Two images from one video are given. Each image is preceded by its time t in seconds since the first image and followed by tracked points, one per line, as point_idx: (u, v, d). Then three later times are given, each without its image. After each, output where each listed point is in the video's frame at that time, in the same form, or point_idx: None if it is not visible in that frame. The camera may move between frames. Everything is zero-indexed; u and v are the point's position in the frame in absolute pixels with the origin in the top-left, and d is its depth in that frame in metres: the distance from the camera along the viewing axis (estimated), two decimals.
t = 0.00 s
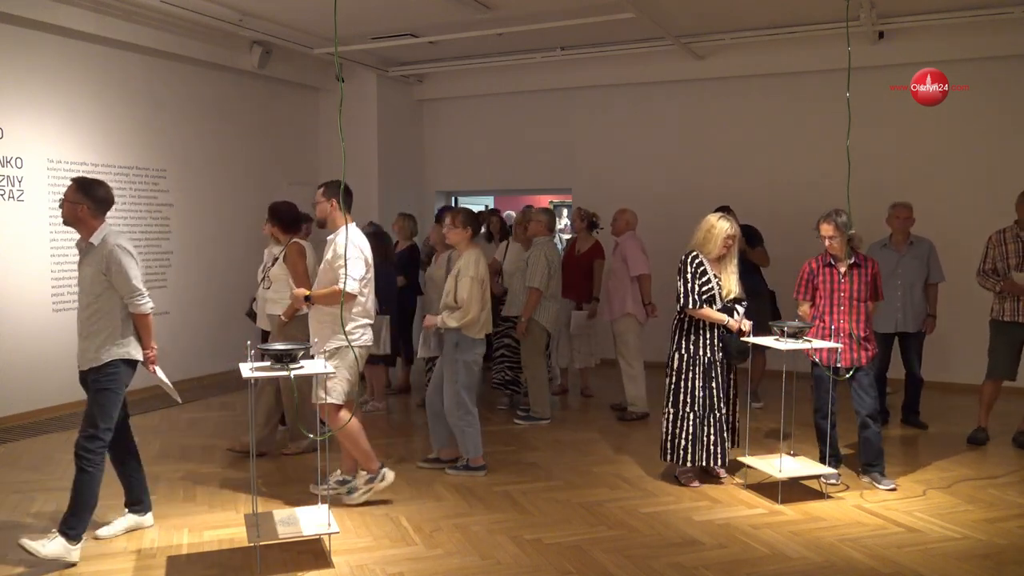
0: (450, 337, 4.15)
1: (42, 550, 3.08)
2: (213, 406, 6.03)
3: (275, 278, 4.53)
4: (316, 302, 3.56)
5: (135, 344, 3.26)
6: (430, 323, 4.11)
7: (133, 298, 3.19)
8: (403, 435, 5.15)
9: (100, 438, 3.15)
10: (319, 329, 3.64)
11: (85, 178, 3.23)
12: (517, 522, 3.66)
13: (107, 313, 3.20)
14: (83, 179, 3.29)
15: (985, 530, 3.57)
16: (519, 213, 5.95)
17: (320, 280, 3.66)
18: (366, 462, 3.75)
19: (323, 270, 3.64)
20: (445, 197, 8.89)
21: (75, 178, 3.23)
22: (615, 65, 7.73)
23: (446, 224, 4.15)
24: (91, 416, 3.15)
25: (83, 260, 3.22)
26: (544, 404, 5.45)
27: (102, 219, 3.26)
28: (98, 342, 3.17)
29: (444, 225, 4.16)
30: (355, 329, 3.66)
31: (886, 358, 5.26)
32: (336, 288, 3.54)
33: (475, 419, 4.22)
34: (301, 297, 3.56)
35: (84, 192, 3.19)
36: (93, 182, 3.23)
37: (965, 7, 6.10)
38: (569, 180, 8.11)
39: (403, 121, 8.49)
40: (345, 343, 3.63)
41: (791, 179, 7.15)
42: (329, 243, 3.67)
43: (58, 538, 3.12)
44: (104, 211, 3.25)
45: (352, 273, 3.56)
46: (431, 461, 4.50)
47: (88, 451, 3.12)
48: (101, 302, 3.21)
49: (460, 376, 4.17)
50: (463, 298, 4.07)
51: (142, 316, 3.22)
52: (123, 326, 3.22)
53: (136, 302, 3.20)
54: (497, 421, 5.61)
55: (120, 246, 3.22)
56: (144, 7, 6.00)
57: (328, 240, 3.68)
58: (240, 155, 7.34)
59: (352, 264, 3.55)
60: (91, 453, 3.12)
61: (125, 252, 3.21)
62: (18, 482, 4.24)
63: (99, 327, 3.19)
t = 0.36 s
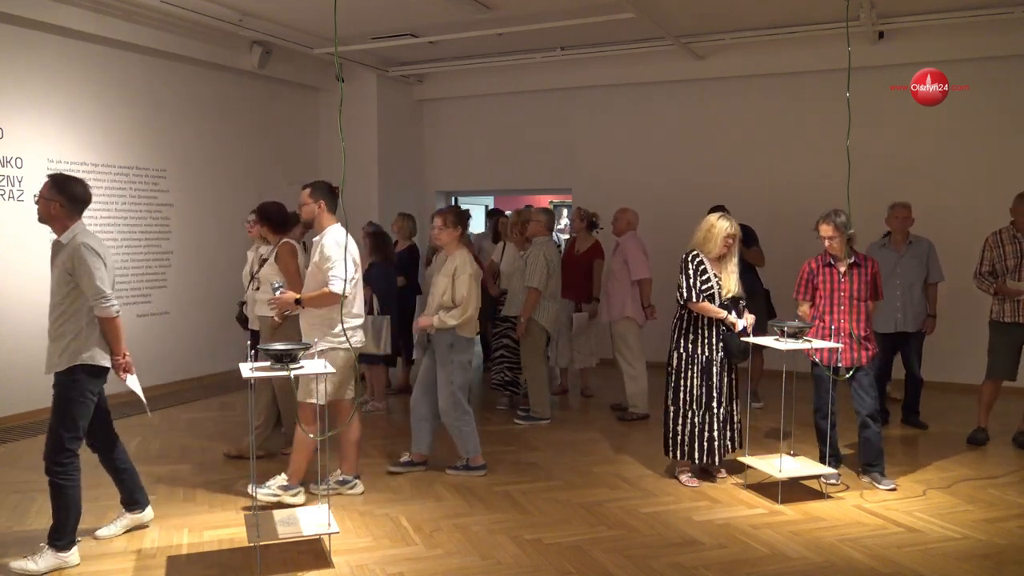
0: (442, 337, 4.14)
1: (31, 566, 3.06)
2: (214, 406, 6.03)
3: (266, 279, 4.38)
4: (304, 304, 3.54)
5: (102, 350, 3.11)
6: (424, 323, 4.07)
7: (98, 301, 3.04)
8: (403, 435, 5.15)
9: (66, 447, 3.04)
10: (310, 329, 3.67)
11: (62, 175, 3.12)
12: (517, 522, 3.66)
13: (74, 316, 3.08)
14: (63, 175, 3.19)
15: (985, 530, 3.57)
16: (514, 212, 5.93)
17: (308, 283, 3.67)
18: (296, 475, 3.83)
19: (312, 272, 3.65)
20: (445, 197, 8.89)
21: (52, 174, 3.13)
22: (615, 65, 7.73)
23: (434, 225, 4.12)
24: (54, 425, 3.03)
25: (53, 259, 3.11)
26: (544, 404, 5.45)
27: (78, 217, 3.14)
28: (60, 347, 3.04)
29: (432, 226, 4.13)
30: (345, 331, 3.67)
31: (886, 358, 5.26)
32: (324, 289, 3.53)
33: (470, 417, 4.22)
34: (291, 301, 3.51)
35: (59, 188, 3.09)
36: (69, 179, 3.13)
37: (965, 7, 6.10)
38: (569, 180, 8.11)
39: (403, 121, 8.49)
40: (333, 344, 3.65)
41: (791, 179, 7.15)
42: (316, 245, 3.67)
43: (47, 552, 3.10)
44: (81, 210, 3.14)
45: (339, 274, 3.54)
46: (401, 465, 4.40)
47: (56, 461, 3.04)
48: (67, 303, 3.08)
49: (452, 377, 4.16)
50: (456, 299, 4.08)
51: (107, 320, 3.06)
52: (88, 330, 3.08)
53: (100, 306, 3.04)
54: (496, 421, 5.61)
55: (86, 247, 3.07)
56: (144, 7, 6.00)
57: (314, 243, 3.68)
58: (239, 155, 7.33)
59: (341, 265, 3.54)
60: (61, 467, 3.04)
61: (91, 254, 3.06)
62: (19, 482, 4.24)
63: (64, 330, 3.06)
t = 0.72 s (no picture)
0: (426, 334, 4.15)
1: (31, 569, 3.06)
2: (214, 406, 6.03)
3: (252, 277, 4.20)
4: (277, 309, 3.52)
5: (78, 353, 3.03)
6: (405, 319, 4.05)
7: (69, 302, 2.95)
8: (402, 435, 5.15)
9: (52, 452, 3.01)
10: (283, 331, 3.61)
11: (32, 172, 3.04)
12: (517, 522, 3.66)
13: (47, 318, 3.01)
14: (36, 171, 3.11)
15: (985, 530, 3.57)
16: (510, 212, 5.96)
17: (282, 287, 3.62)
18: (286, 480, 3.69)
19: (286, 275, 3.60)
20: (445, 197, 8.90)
21: (23, 170, 3.06)
22: (615, 65, 7.72)
23: (412, 221, 4.12)
24: (38, 431, 3.00)
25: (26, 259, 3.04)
26: (544, 404, 5.45)
27: (50, 216, 3.07)
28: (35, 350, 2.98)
29: (412, 224, 4.14)
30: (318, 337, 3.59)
31: (886, 358, 5.27)
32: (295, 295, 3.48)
33: (456, 407, 4.21)
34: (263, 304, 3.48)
35: (28, 185, 3.01)
36: (40, 176, 3.04)
37: (965, 7, 6.10)
38: (569, 180, 8.11)
39: (403, 121, 8.49)
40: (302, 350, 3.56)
41: (791, 179, 7.15)
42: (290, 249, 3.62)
43: (45, 555, 3.10)
44: (52, 208, 3.07)
45: (311, 282, 3.49)
46: (401, 468, 4.38)
47: (44, 466, 3.01)
48: (41, 304, 3.01)
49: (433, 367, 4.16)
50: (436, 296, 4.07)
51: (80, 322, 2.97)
52: (62, 333, 3.01)
53: (71, 308, 2.95)
54: (496, 421, 5.60)
55: (54, 246, 2.97)
56: (144, 7, 6.00)
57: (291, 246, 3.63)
58: (239, 156, 7.34)
59: (313, 274, 3.48)
60: (53, 474, 3.02)
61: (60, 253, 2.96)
62: (19, 482, 4.24)
63: (37, 331, 3.00)
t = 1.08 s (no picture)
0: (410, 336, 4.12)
1: (31, 569, 3.05)
2: (214, 406, 6.03)
3: (242, 278, 3.73)
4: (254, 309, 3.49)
5: (59, 358, 3.00)
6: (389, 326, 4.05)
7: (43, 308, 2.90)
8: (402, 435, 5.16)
9: (41, 456, 2.99)
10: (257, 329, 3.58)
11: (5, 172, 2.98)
12: (517, 522, 3.66)
13: (27, 323, 2.99)
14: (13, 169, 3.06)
15: (985, 530, 3.57)
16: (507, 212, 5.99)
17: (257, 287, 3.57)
18: (285, 480, 3.69)
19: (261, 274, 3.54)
20: (445, 197, 8.90)
21: None
22: (615, 65, 7.72)
23: (392, 223, 4.15)
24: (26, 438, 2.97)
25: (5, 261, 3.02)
26: (544, 404, 5.45)
27: (26, 216, 3.02)
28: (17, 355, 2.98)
29: (391, 225, 4.16)
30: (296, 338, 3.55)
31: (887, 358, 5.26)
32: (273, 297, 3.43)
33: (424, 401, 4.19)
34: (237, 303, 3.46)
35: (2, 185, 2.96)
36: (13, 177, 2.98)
37: (966, 7, 6.10)
38: (569, 180, 8.11)
39: (403, 121, 8.49)
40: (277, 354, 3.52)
41: (790, 179, 7.15)
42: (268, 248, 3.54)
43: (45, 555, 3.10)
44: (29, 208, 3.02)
45: (288, 282, 3.43)
46: (400, 469, 4.37)
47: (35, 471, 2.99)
48: (22, 309, 2.99)
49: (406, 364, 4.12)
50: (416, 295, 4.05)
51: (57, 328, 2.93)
52: (42, 339, 2.98)
53: (48, 314, 2.90)
54: (496, 421, 5.60)
55: (27, 251, 2.91)
56: (144, 7, 6.00)
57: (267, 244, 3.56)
58: (240, 156, 7.34)
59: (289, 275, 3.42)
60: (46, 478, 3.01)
61: (34, 258, 2.91)
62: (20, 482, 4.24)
63: (18, 336, 2.99)
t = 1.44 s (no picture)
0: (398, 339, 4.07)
1: (31, 569, 3.05)
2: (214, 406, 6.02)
3: (235, 278, 3.60)
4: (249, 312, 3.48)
5: (41, 359, 2.99)
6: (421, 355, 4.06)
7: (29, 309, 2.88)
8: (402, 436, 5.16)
9: (38, 457, 3.00)
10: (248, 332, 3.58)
11: None
12: (517, 522, 3.66)
13: (5, 326, 2.95)
14: None
15: (985, 530, 3.57)
16: (506, 212, 6.00)
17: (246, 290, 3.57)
18: (286, 481, 3.69)
19: (251, 278, 3.53)
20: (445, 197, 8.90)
21: None
22: (615, 65, 7.72)
23: (374, 224, 4.10)
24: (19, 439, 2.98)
25: None
26: (544, 404, 5.45)
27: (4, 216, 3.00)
28: None
29: (373, 227, 4.12)
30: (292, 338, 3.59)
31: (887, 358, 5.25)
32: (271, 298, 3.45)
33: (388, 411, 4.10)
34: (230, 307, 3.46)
35: None
36: None
37: (965, 7, 6.10)
38: (569, 180, 8.11)
39: (404, 121, 8.49)
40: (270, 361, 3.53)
41: (791, 179, 7.15)
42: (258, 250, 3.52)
43: (45, 555, 3.10)
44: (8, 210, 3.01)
45: (288, 283, 3.46)
46: (362, 479, 4.12)
47: (32, 473, 3.00)
48: None
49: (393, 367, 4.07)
50: (409, 297, 4.07)
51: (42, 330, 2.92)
52: (23, 341, 2.96)
53: (32, 315, 2.89)
54: (496, 421, 5.60)
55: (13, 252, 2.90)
56: (144, 7, 6.00)
57: (257, 247, 3.53)
58: (240, 156, 7.34)
59: (290, 276, 3.44)
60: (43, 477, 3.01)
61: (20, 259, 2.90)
62: (20, 483, 4.24)
63: None
